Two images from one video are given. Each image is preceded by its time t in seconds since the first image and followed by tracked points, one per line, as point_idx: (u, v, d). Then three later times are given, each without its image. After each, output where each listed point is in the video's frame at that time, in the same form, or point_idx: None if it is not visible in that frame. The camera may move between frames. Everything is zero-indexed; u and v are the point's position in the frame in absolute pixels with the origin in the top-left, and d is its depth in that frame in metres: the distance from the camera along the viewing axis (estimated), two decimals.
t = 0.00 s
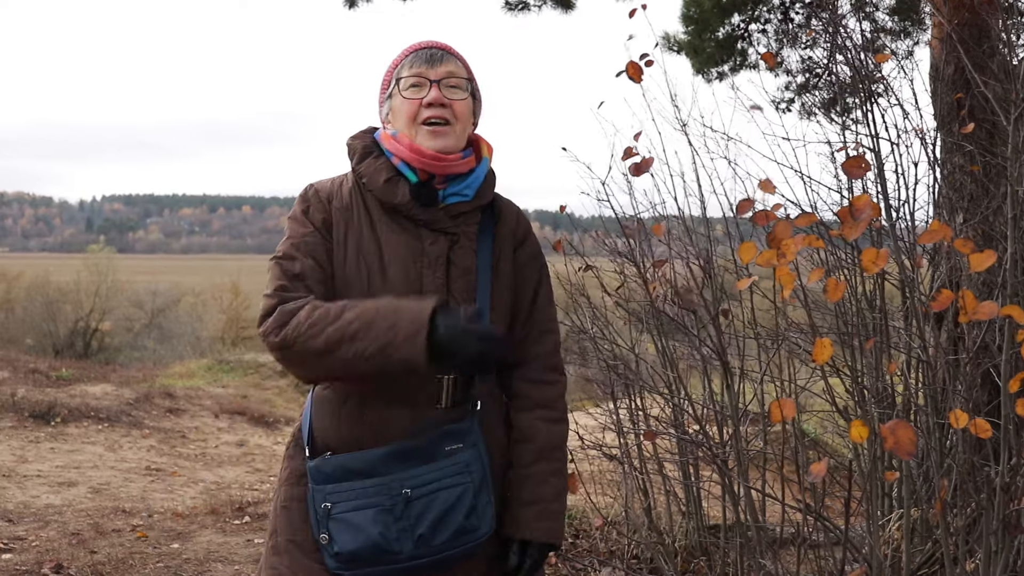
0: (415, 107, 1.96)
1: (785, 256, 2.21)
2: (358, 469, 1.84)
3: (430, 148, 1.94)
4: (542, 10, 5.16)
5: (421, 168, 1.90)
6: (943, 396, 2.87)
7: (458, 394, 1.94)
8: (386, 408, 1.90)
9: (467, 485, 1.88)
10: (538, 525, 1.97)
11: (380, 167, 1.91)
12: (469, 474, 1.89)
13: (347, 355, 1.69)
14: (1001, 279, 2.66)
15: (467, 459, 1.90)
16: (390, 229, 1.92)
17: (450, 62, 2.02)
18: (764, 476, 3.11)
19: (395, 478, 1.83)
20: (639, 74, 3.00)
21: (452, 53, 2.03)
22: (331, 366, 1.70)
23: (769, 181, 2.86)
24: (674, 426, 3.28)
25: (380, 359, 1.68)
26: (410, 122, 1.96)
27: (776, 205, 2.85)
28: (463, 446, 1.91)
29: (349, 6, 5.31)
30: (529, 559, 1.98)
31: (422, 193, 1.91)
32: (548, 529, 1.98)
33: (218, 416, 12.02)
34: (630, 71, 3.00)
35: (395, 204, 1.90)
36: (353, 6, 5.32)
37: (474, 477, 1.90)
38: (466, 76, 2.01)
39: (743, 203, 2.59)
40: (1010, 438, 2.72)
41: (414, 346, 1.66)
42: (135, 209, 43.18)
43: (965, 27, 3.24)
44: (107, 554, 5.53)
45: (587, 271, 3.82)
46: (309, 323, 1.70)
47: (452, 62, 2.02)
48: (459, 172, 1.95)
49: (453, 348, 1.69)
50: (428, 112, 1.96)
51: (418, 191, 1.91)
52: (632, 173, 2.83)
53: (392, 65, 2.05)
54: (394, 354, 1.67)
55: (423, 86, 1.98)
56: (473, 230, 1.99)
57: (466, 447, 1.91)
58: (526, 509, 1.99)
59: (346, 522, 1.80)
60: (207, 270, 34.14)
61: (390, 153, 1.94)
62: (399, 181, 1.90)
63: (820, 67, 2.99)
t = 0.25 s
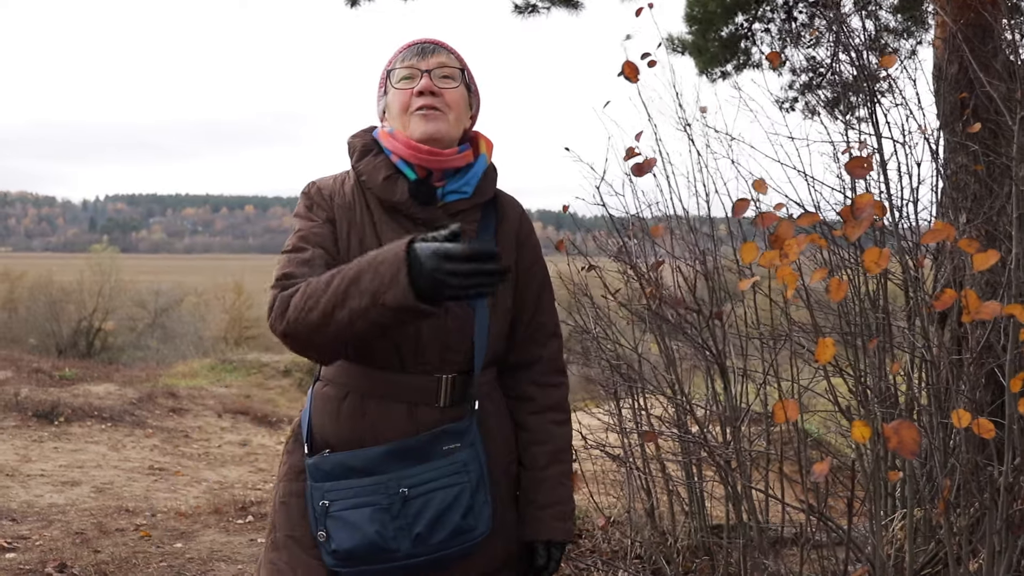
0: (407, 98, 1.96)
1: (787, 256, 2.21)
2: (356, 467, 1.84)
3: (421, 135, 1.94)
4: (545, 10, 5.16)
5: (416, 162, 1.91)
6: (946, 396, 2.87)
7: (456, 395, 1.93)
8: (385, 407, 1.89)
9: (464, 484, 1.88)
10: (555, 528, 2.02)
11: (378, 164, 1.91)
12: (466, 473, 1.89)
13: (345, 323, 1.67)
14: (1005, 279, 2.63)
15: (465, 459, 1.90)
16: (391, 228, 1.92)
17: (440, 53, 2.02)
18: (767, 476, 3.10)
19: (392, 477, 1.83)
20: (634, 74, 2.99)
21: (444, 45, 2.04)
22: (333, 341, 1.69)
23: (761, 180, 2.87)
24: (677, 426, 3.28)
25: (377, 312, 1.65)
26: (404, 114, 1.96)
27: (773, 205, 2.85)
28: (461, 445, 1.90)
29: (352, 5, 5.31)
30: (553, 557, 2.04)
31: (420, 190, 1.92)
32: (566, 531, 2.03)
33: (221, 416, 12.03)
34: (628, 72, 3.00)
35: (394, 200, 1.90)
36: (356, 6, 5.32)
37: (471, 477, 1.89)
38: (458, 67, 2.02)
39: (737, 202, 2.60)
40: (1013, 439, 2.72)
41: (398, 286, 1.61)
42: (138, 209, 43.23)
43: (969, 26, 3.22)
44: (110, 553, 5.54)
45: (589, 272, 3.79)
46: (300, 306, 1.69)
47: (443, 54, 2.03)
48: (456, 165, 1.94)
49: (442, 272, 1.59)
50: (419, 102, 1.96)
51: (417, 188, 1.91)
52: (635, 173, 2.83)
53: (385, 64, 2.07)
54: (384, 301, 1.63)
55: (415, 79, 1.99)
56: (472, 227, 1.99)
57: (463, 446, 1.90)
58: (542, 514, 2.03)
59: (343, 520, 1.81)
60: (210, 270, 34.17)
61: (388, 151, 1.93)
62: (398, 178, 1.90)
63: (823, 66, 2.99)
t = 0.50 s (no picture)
0: (409, 94, 1.95)
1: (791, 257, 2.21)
2: (353, 465, 1.84)
3: (422, 131, 1.93)
4: (549, 10, 5.16)
5: (417, 160, 1.90)
6: (950, 396, 2.87)
7: (454, 394, 1.94)
8: (383, 405, 1.89)
9: (459, 484, 1.88)
10: (544, 528, 2.04)
11: (380, 162, 1.92)
12: (462, 473, 1.89)
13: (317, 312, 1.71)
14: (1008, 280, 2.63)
15: (461, 459, 1.89)
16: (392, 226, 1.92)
17: (443, 51, 2.02)
18: (770, 477, 3.10)
19: (387, 476, 1.84)
20: (641, 77, 2.99)
21: (446, 43, 2.04)
22: (310, 331, 1.74)
23: (770, 182, 2.87)
24: (680, 426, 3.29)
25: (342, 302, 1.68)
26: (406, 110, 1.96)
27: (777, 206, 2.85)
28: (457, 445, 1.90)
29: (356, 5, 5.31)
30: (541, 557, 2.04)
31: (422, 189, 1.92)
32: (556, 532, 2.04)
33: (225, 416, 12.05)
34: (630, 75, 3.00)
35: (395, 198, 1.91)
36: (360, 6, 5.33)
37: (467, 476, 1.89)
38: (460, 65, 2.01)
39: (748, 202, 2.59)
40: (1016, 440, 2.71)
41: (354, 274, 1.66)
42: (141, 209, 43.28)
43: (971, 28, 3.23)
44: (114, 553, 5.55)
45: (593, 272, 3.79)
46: (279, 297, 1.75)
47: (445, 51, 2.02)
48: (456, 162, 1.94)
49: (390, 258, 1.64)
50: (422, 98, 1.95)
51: (419, 187, 1.92)
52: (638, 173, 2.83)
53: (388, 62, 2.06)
54: (344, 289, 1.67)
55: (417, 75, 1.98)
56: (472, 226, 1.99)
57: (460, 446, 1.90)
58: (534, 514, 2.04)
59: (339, 518, 1.81)
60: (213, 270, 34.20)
61: (390, 149, 1.93)
62: (399, 176, 1.91)
63: (826, 66, 2.98)
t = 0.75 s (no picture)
0: (410, 90, 1.96)
1: (794, 258, 2.21)
2: (352, 463, 1.84)
3: (424, 126, 1.93)
4: (551, 10, 5.16)
5: (419, 157, 1.91)
6: (952, 397, 2.86)
7: (454, 392, 1.93)
8: (382, 403, 1.90)
9: (458, 482, 1.88)
10: (543, 528, 2.02)
11: (382, 159, 1.93)
12: (461, 471, 1.89)
13: (302, 298, 1.77)
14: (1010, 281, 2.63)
15: (460, 457, 1.89)
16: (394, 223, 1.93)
17: (445, 48, 2.02)
18: (772, 477, 3.10)
19: (386, 474, 1.84)
20: (638, 76, 2.99)
21: (449, 40, 2.04)
22: (299, 318, 1.80)
23: (768, 182, 2.87)
24: (682, 427, 3.29)
25: (323, 287, 1.74)
26: (407, 106, 1.96)
27: (776, 206, 2.85)
28: (456, 443, 1.90)
29: (358, 5, 5.31)
30: (539, 556, 2.04)
31: (423, 186, 1.92)
32: (555, 532, 2.03)
33: (227, 416, 12.06)
34: (630, 75, 3.00)
35: (397, 195, 1.91)
36: (363, 6, 5.33)
37: (466, 474, 1.89)
38: (462, 62, 2.02)
39: (744, 205, 2.60)
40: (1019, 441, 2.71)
41: (329, 258, 1.71)
42: (144, 209, 43.32)
43: (974, 28, 3.23)
44: (116, 553, 5.55)
45: (595, 272, 3.80)
46: (272, 287, 1.82)
47: (447, 48, 2.02)
48: (458, 159, 1.95)
49: (362, 238, 1.70)
50: (423, 95, 1.95)
51: (421, 184, 1.92)
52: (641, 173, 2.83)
53: (391, 58, 2.07)
54: (323, 274, 1.73)
55: (419, 72, 1.98)
56: (474, 224, 1.99)
57: (458, 444, 1.90)
58: (532, 514, 2.03)
59: (338, 515, 1.82)
60: (215, 270, 34.23)
61: (392, 146, 1.94)
62: (400, 174, 1.92)
63: (828, 66, 2.98)
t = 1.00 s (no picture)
0: (412, 88, 1.96)
1: (798, 258, 2.21)
2: (353, 461, 1.85)
3: (426, 124, 1.93)
4: (553, 10, 5.16)
5: (421, 155, 1.92)
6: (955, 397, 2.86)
7: (455, 391, 1.94)
8: (384, 401, 1.89)
9: (459, 480, 1.88)
10: (543, 527, 2.03)
11: (385, 157, 1.92)
12: (462, 469, 1.89)
13: (298, 289, 1.79)
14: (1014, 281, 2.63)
15: (461, 454, 1.90)
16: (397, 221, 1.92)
17: (446, 45, 2.02)
18: (775, 478, 3.10)
19: (387, 472, 1.84)
20: (647, 76, 2.99)
21: (451, 38, 2.04)
22: (298, 310, 1.81)
23: (773, 182, 2.86)
24: (684, 426, 3.28)
25: (316, 276, 1.74)
26: (409, 105, 1.96)
27: (781, 206, 2.84)
28: (457, 440, 1.90)
29: (361, 5, 5.31)
30: (539, 555, 2.04)
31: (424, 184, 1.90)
32: (555, 530, 2.03)
33: (229, 415, 12.06)
34: (639, 74, 2.99)
35: (398, 192, 1.90)
36: (365, 5, 5.33)
37: (466, 472, 1.89)
38: (463, 59, 2.02)
39: (749, 204, 2.59)
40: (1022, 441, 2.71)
41: (320, 247, 1.72)
42: (146, 208, 43.35)
43: (977, 29, 3.22)
44: (119, 552, 5.55)
45: (597, 272, 3.80)
46: (271, 281, 1.84)
47: (448, 46, 2.03)
48: (459, 158, 1.96)
49: (349, 227, 1.69)
50: (425, 93, 1.96)
51: (423, 182, 1.90)
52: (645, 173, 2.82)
53: (392, 56, 2.06)
54: (315, 263, 1.74)
55: (420, 70, 1.98)
56: (476, 222, 1.99)
57: (460, 442, 1.90)
58: (532, 513, 2.03)
59: (339, 513, 1.82)
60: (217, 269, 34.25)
61: (393, 144, 1.94)
62: (402, 172, 1.90)
63: (831, 66, 2.98)
